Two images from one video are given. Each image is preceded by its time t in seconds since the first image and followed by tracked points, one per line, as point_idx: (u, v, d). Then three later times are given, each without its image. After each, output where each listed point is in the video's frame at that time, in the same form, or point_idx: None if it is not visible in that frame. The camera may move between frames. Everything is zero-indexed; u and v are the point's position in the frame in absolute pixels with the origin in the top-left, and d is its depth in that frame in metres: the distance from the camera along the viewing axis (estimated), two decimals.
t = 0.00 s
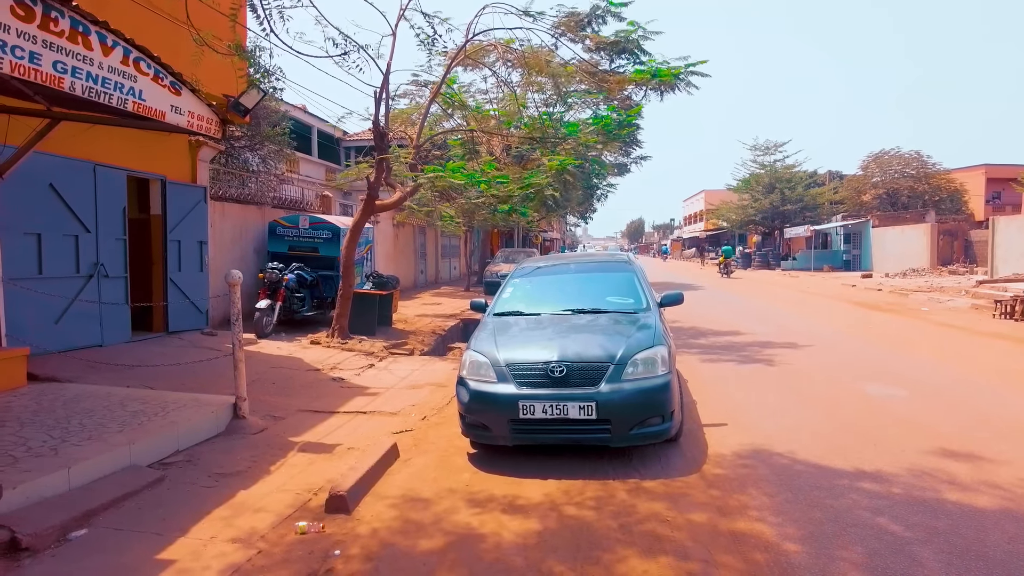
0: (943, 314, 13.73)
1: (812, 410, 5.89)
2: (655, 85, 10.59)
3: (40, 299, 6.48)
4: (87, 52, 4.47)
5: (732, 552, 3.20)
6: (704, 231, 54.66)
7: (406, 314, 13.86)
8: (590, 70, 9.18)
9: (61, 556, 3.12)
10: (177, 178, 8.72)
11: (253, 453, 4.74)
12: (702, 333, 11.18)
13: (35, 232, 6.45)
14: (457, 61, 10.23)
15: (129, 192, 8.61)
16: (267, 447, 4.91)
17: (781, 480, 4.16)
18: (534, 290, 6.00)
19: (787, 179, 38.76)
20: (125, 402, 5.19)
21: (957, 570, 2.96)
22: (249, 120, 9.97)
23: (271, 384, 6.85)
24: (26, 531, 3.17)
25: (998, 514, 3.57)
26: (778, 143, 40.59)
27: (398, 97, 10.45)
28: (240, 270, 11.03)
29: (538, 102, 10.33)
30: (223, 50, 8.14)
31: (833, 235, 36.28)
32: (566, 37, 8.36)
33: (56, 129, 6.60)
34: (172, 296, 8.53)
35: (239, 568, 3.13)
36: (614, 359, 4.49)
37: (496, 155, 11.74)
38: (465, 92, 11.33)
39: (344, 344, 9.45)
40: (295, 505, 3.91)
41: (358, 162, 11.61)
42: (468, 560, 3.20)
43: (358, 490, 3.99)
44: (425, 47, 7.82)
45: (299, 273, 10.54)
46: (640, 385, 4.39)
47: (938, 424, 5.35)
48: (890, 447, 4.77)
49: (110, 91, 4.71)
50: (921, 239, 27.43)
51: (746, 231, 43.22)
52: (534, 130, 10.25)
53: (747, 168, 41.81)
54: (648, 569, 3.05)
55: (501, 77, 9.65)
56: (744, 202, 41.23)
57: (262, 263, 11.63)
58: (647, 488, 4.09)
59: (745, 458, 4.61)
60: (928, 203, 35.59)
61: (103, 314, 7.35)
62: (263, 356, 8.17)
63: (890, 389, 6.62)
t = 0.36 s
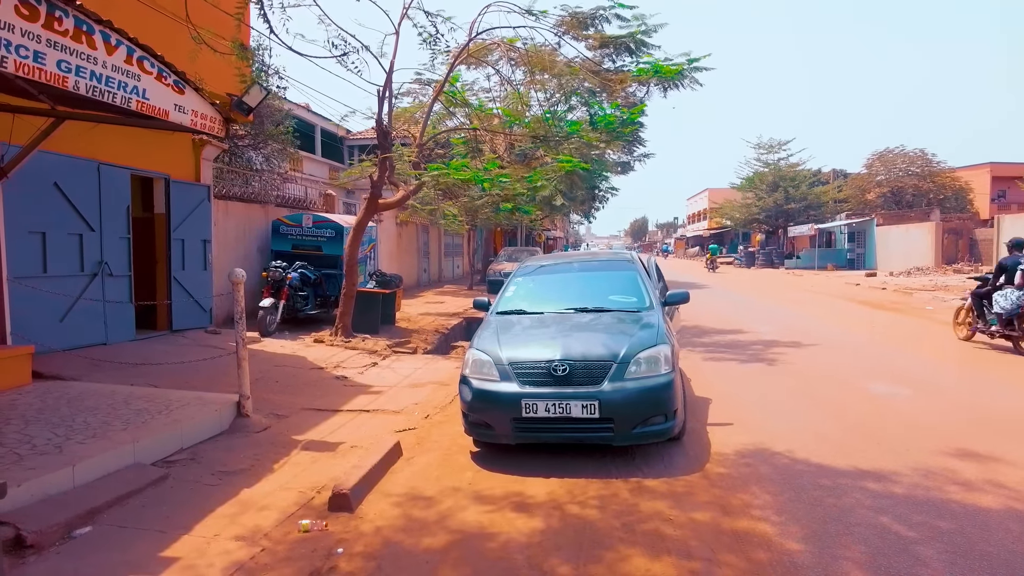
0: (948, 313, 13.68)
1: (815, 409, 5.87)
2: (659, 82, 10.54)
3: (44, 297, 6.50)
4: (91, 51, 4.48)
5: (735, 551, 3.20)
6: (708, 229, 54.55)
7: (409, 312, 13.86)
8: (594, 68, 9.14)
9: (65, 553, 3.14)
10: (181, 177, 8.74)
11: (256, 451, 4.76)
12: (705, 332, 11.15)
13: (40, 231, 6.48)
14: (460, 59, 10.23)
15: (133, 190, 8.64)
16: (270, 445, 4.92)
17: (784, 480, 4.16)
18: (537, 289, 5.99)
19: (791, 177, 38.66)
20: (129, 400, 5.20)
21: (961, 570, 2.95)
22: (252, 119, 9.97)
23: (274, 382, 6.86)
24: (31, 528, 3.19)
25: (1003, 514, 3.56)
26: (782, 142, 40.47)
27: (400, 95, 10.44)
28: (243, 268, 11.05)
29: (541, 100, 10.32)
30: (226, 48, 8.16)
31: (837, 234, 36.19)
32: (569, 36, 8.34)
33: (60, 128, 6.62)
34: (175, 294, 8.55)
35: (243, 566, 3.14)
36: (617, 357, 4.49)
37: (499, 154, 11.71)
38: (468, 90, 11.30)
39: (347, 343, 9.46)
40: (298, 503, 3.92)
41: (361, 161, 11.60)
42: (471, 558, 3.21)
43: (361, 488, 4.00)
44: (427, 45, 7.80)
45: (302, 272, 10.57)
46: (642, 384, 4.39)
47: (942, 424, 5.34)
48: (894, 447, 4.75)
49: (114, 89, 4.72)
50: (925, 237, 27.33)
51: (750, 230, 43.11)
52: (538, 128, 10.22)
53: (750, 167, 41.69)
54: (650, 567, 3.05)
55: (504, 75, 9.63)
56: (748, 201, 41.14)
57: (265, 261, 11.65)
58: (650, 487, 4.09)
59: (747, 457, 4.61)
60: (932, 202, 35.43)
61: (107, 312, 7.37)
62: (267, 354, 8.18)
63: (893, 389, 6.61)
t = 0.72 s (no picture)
0: (952, 312, 13.63)
1: (818, 408, 5.86)
2: (662, 79, 10.50)
3: (49, 295, 6.53)
4: (95, 50, 4.49)
5: (739, 550, 3.19)
6: (711, 228, 54.49)
7: (412, 311, 13.89)
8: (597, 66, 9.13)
9: (69, 550, 3.15)
10: (184, 176, 8.75)
11: (260, 450, 4.77)
12: (708, 331, 11.13)
13: (44, 229, 6.50)
14: (463, 58, 10.23)
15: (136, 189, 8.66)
16: (274, 443, 4.93)
17: (788, 479, 4.15)
18: (540, 287, 5.99)
19: (794, 176, 38.56)
20: (133, 399, 5.22)
21: (966, 569, 2.94)
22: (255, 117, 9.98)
23: (277, 380, 6.87)
24: (35, 525, 3.20)
25: (1007, 513, 3.54)
26: (786, 140, 40.39)
27: (404, 94, 10.43)
28: (247, 267, 11.07)
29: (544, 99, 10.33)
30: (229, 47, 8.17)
31: (841, 232, 36.12)
32: (572, 34, 8.34)
33: (64, 127, 6.63)
34: (179, 293, 8.57)
35: (246, 564, 3.14)
36: (620, 356, 4.48)
37: (502, 152, 11.70)
38: (471, 88, 11.29)
39: (350, 341, 9.47)
40: (301, 501, 3.93)
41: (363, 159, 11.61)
42: (474, 556, 3.21)
43: (364, 487, 4.00)
44: (431, 44, 7.80)
45: (306, 270, 10.64)
46: (646, 383, 4.38)
47: (947, 423, 5.32)
48: (898, 446, 4.74)
49: (118, 88, 4.72)
50: (930, 236, 27.25)
51: (753, 229, 43.03)
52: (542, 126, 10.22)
53: (753, 166, 41.59)
54: (654, 566, 3.05)
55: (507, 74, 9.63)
56: (751, 199, 41.08)
57: (269, 260, 11.67)
58: (653, 486, 4.09)
59: (751, 456, 4.60)
60: (937, 200, 35.29)
61: (111, 310, 7.39)
62: (270, 353, 8.19)
63: (897, 387, 6.59)
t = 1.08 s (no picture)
0: (955, 311, 13.61)
1: (821, 407, 5.85)
2: (666, 77, 10.48)
3: (54, 294, 6.54)
4: (98, 49, 4.49)
5: (742, 548, 3.19)
6: (714, 227, 54.45)
7: (415, 310, 13.91)
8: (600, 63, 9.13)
9: (73, 548, 3.16)
10: (187, 175, 8.76)
11: (263, 448, 4.78)
12: (711, 329, 11.13)
13: (48, 228, 6.51)
14: (466, 57, 10.23)
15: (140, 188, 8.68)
16: (277, 441, 4.94)
17: (790, 477, 4.14)
18: (543, 286, 5.99)
19: (797, 175, 38.49)
20: (136, 397, 5.23)
21: (970, 568, 2.94)
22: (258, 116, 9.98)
23: (280, 379, 6.89)
24: (39, 523, 3.21)
25: (1011, 513, 3.54)
26: (788, 138, 40.32)
27: (406, 93, 10.43)
28: (250, 265, 11.10)
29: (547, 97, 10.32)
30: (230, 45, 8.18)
31: (843, 231, 36.04)
32: (575, 31, 8.34)
33: (68, 126, 6.64)
34: (182, 291, 8.59)
35: (249, 562, 3.15)
36: (623, 355, 4.48)
37: (505, 151, 11.69)
38: (473, 87, 11.28)
39: (353, 340, 9.48)
40: (304, 499, 3.94)
41: (366, 158, 11.60)
42: (476, 554, 3.21)
43: (366, 485, 4.00)
44: (434, 42, 7.80)
45: (308, 269, 10.61)
46: (649, 381, 4.38)
47: (950, 421, 5.31)
48: (901, 445, 4.74)
49: (121, 87, 4.73)
50: (933, 235, 27.18)
51: (756, 227, 42.96)
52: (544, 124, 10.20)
53: (756, 164, 41.51)
54: (656, 565, 3.05)
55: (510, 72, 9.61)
56: (754, 198, 41.00)
57: (271, 259, 11.69)
58: (656, 485, 4.08)
59: (754, 455, 4.59)
60: (940, 198, 35.17)
61: (115, 309, 7.41)
62: (273, 351, 8.21)
63: (900, 386, 6.58)
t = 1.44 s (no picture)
0: (958, 309, 13.59)
1: (824, 406, 5.84)
2: (668, 75, 10.47)
3: (56, 292, 6.56)
4: (100, 47, 4.50)
5: (743, 547, 3.19)
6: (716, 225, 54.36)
7: (417, 308, 13.91)
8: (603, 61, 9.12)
9: (75, 546, 3.16)
10: (189, 173, 8.76)
11: (265, 446, 4.78)
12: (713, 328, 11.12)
13: (51, 227, 6.53)
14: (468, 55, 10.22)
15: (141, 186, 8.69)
16: (278, 439, 4.95)
17: (792, 476, 4.14)
18: (544, 284, 5.99)
19: (799, 173, 38.44)
20: (139, 395, 5.25)
21: (973, 567, 2.93)
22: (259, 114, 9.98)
23: (282, 377, 6.90)
24: (42, 521, 3.21)
25: (1013, 512, 3.53)
26: (791, 137, 40.26)
27: (408, 91, 10.42)
28: (252, 264, 11.11)
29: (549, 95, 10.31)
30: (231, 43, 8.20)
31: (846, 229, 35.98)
32: (577, 29, 8.33)
33: (70, 124, 6.65)
34: (184, 290, 8.60)
35: (251, 560, 3.15)
36: (624, 353, 4.48)
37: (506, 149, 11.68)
38: (475, 85, 11.27)
39: (355, 338, 9.48)
40: (306, 497, 3.94)
41: (368, 156, 11.60)
42: (477, 553, 3.21)
43: (368, 483, 4.01)
44: (436, 40, 7.79)
45: (310, 267, 10.61)
46: (650, 380, 4.38)
47: (953, 420, 5.29)
48: (904, 443, 4.73)
49: (123, 85, 4.74)
50: (936, 233, 27.12)
51: (758, 226, 42.91)
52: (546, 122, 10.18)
53: (758, 163, 41.43)
54: (657, 564, 3.05)
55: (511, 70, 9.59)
56: (756, 196, 40.95)
57: (273, 257, 11.70)
58: (657, 483, 4.08)
59: (756, 453, 4.59)
60: (943, 197, 35.06)
61: (117, 307, 7.42)
62: (275, 349, 8.22)
63: (902, 385, 6.56)
